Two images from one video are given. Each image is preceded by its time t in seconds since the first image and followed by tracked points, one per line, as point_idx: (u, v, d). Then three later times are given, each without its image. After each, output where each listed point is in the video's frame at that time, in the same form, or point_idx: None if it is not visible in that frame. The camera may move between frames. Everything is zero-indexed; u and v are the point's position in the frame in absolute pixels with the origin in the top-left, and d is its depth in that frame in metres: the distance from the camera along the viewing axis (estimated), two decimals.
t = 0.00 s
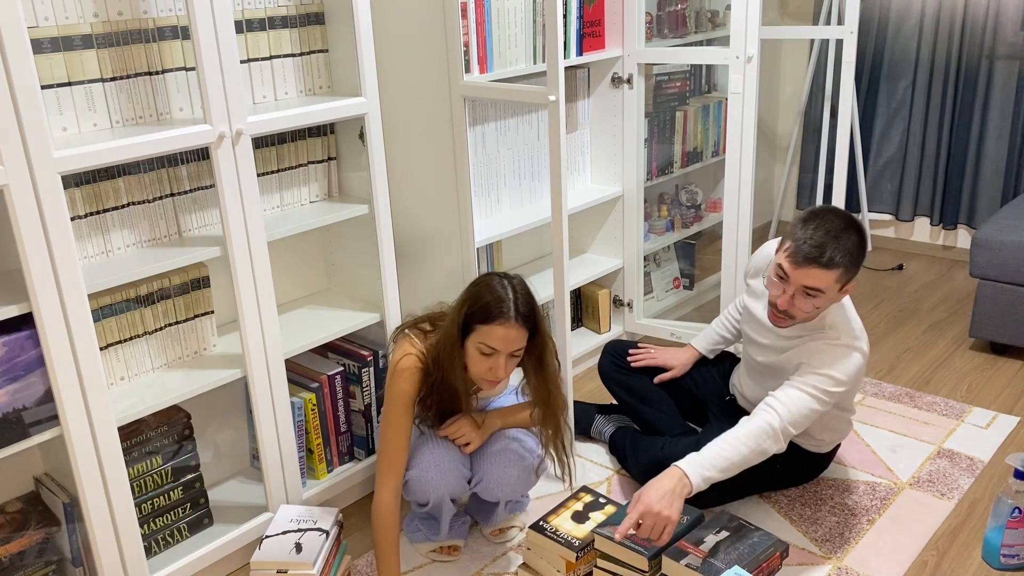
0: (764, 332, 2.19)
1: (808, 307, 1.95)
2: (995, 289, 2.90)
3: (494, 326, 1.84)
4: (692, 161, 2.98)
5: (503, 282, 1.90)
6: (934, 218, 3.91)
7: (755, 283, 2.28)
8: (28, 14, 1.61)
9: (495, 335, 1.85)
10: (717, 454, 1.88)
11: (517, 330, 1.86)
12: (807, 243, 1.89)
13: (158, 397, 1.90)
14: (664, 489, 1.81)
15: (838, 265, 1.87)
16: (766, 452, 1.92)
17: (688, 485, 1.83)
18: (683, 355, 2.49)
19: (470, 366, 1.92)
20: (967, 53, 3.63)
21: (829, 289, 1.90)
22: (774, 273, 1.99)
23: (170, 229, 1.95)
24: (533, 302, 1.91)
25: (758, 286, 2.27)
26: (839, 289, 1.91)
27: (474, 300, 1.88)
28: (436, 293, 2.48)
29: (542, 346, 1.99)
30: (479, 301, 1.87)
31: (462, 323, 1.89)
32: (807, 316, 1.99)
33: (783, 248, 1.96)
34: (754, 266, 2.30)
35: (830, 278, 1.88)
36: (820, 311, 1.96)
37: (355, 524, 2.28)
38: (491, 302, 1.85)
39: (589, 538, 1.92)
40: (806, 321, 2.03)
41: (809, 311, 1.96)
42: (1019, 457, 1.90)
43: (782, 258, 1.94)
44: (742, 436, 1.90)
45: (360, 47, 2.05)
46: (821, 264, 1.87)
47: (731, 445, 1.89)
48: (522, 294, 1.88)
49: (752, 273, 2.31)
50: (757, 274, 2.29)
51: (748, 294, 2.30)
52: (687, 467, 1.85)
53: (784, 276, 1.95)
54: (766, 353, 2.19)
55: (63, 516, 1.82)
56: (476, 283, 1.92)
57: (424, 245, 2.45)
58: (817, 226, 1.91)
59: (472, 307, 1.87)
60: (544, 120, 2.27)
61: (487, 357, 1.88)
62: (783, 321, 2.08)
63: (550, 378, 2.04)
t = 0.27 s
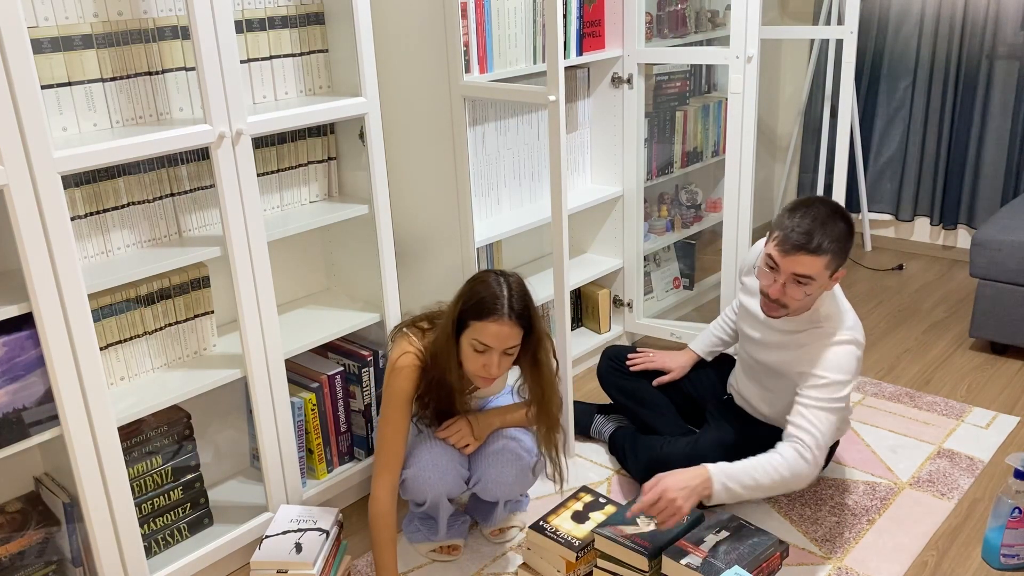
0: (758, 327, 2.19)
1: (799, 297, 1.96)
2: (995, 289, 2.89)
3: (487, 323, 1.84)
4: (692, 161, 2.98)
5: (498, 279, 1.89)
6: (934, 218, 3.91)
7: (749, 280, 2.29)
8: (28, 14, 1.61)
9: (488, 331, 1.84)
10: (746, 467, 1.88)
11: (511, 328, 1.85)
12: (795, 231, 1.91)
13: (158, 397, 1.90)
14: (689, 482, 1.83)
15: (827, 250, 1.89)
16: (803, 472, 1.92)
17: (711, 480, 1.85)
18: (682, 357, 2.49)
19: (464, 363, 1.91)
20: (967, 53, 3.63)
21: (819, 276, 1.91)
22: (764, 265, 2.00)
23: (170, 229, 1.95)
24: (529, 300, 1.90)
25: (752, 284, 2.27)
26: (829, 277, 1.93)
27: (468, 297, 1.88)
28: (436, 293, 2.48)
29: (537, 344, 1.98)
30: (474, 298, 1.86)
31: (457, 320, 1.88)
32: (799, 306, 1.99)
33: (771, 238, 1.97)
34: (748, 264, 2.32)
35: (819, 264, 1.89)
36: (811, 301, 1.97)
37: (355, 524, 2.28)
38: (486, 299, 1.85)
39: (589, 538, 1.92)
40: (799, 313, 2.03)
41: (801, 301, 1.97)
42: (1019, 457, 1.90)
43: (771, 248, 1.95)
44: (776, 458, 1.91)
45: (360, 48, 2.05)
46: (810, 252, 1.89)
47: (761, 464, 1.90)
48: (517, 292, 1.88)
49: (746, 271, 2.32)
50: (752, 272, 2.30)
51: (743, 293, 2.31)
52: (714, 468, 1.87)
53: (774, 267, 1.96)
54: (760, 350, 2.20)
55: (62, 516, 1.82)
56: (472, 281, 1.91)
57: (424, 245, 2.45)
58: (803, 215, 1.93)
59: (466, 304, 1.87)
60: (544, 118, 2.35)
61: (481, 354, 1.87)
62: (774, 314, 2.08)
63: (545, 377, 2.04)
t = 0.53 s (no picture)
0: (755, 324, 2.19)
1: (791, 284, 1.99)
2: (995, 289, 2.89)
3: (479, 323, 1.84)
4: (692, 161, 2.98)
5: (491, 280, 1.90)
6: (934, 218, 3.91)
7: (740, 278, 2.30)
8: (28, 14, 1.61)
9: (480, 332, 1.84)
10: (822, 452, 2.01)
11: (504, 328, 1.85)
12: (783, 220, 1.95)
13: (158, 397, 1.90)
14: (768, 470, 1.99)
15: (815, 237, 1.93)
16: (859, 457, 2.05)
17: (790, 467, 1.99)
18: (678, 363, 2.50)
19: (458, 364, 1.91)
20: (967, 53, 3.63)
21: (809, 263, 1.96)
22: (754, 257, 2.04)
23: (170, 229, 1.95)
24: (522, 301, 1.91)
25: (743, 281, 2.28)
26: (818, 262, 1.96)
27: (462, 298, 1.88)
28: (436, 293, 2.48)
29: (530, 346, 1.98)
30: (467, 298, 1.87)
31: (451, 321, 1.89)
32: (792, 295, 2.02)
33: (760, 230, 2.01)
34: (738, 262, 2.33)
35: (809, 251, 1.94)
36: (804, 289, 2.00)
37: (355, 524, 2.27)
38: (479, 299, 1.85)
39: (589, 538, 1.92)
40: (792, 304, 2.05)
41: (794, 289, 2.00)
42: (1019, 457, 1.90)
43: (760, 239, 1.99)
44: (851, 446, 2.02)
45: (360, 47, 2.05)
46: (799, 238, 1.93)
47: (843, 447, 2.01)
48: (510, 292, 1.88)
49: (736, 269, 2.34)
50: (742, 270, 2.31)
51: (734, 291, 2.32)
52: (794, 455, 2.00)
53: (764, 256, 1.99)
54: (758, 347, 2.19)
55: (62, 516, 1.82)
56: (466, 281, 1.92)
57: (424, 245, 2.45)
58: (790, 204, 1.97)
59: (459, 304, 1.88)
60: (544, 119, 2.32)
61: (473, 354, 1.87)
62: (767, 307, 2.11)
63: (539, 378, 2.04)
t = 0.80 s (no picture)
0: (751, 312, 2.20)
1: (781, 263, 2.04)
2: (995, 289, 2.90)
3: (468, 333, 1.84)
4: (692, 161, 2.98)
5: (481, 288, 1.90)
6: (934, 218, 3.91)
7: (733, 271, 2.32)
8: (28, 14, 1.61)
9: (469, 342, 1.84)
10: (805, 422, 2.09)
11: (494, 337, 1.85)
12: (770, 201, 2.02)
13: (158, 397, 1.90)
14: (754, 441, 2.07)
15: (800, 215, 2.00)
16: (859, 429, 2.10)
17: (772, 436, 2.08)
18: (676, 364, 2.49)
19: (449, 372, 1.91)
20: (968, 53, 3.63)
21: (797, 241, 2.01)
22: (744, 241, 2.10)
23: (170, 229, 1.95)
24: (511, 309, 1.90)
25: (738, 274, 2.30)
26: (805, 241, 2.02)
27: (452, 306, 1.88)
28: (436, 292, 2.48)
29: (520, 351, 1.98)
30: (457, 307, 1.86)
31: (441, 329, 1.89)
32: (782, 276, 2.06)
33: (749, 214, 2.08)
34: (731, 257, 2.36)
35: (796, 229, 2.00)
36: (793, 269, 2.05)
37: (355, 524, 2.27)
38: (468, 308, 1.85)
39: (589, 538, 1.92)
40: (783, 287, 2.09)
41: (783, 269, 2.04)
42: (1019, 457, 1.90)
43: (749, 221, 2.06)
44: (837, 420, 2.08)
45: (360, 48, 2.05)
46: (785, 215, 2.00)
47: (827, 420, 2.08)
48: (499, 301, 1.88)
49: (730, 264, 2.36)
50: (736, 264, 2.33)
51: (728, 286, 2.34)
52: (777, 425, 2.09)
53: (753, 237, 2.05)
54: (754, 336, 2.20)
55: (62, 516, 1.82)
56: (456, 289, 1.92)
57: (424, 246, 2.45)
58: (776, 186, 2.04)
59: (449, 313, 1.88)
60: (544, 120, 2.27)
61: (463, 363, 1.86)
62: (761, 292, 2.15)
63: (531, 383, 2.04)
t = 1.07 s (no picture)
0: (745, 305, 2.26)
1: (763, 244, 2.07)
2: (995, 289, 2.90)
3: (447, 341, 1.82)
4: (692, 161, 2.98)
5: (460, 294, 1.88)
6: (934, 218, 3.91)
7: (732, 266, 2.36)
8: (28, 14, 1.61)
9: (449, 351, 1.82)
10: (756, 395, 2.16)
11: (474, 345, 1.83)
12: (751, 183, 2.07)
13: (158, 397, 1.90)
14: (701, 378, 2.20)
15: (780, 196, 2.05)
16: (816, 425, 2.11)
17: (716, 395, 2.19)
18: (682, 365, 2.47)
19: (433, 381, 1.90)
20: (967, 53, 3.63)
21: (778, 222, 2.05)
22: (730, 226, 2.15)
23: (170, 229, 1.95)
24: (492, 315, 1.88)
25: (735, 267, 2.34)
26: (787, 222, 2.06)
27: (431, 314, 1.86)
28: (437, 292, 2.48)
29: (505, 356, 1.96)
30: (436, 316, 1.85)
31: (422, 336, 1.87)
32: (766, 258, 2.10)
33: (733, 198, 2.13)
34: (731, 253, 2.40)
35: (776, 210, 2.04)
36: (776, 251, 2.08)
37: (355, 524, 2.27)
38: (448, 316, 1.83)
39: (589, 538, 1.92)
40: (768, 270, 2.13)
41: (766, 250, 2.08)
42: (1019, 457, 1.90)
43: (733, 205, 2.11)
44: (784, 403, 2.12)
45: (359, 48, 2.05)
46: (765, 196, 2.04)
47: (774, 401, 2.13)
48: (479, 308, 1.86)
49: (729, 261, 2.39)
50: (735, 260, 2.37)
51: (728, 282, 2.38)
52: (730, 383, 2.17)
53: (736, 220, 2.11)
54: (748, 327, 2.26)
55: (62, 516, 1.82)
56: (436, 297, 1.90)
57: (424, 246, 2.45)
58: (757, 170, 2.09)
59: (428, 321, 1.86)
60: (544, 119, 2.31)
61: (445, 372, 1.85)
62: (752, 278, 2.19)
63: (518, 387, 2.02)
